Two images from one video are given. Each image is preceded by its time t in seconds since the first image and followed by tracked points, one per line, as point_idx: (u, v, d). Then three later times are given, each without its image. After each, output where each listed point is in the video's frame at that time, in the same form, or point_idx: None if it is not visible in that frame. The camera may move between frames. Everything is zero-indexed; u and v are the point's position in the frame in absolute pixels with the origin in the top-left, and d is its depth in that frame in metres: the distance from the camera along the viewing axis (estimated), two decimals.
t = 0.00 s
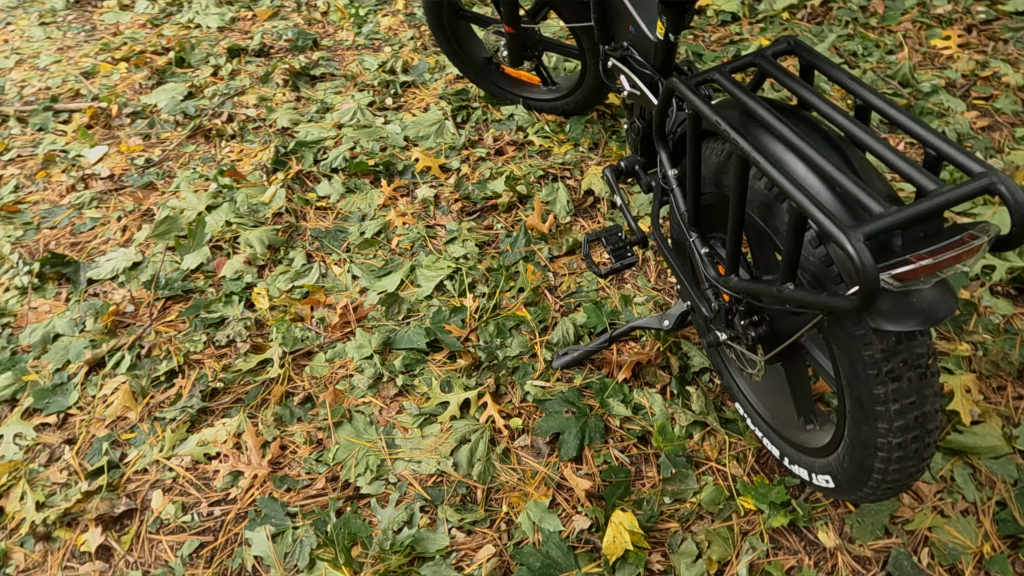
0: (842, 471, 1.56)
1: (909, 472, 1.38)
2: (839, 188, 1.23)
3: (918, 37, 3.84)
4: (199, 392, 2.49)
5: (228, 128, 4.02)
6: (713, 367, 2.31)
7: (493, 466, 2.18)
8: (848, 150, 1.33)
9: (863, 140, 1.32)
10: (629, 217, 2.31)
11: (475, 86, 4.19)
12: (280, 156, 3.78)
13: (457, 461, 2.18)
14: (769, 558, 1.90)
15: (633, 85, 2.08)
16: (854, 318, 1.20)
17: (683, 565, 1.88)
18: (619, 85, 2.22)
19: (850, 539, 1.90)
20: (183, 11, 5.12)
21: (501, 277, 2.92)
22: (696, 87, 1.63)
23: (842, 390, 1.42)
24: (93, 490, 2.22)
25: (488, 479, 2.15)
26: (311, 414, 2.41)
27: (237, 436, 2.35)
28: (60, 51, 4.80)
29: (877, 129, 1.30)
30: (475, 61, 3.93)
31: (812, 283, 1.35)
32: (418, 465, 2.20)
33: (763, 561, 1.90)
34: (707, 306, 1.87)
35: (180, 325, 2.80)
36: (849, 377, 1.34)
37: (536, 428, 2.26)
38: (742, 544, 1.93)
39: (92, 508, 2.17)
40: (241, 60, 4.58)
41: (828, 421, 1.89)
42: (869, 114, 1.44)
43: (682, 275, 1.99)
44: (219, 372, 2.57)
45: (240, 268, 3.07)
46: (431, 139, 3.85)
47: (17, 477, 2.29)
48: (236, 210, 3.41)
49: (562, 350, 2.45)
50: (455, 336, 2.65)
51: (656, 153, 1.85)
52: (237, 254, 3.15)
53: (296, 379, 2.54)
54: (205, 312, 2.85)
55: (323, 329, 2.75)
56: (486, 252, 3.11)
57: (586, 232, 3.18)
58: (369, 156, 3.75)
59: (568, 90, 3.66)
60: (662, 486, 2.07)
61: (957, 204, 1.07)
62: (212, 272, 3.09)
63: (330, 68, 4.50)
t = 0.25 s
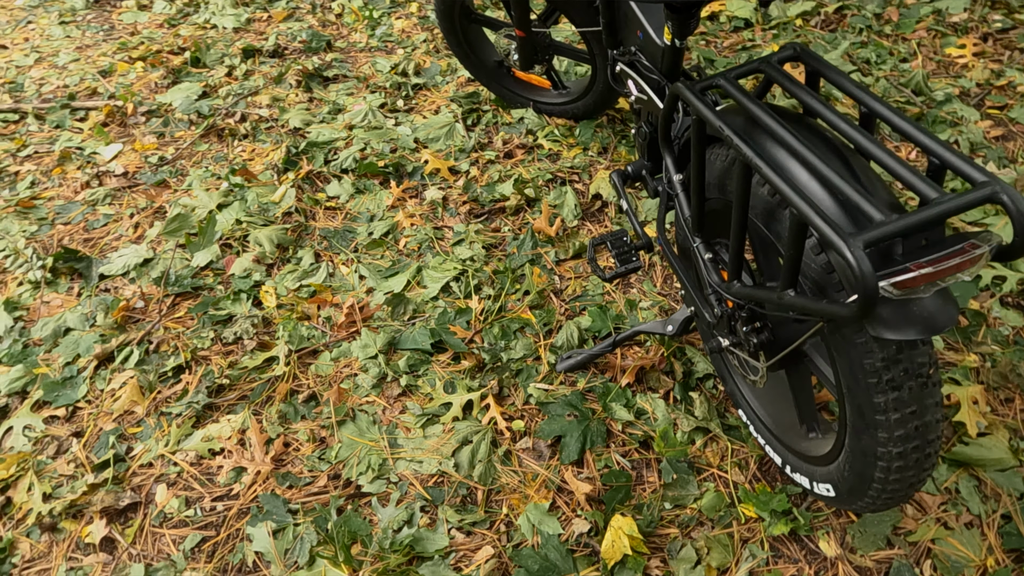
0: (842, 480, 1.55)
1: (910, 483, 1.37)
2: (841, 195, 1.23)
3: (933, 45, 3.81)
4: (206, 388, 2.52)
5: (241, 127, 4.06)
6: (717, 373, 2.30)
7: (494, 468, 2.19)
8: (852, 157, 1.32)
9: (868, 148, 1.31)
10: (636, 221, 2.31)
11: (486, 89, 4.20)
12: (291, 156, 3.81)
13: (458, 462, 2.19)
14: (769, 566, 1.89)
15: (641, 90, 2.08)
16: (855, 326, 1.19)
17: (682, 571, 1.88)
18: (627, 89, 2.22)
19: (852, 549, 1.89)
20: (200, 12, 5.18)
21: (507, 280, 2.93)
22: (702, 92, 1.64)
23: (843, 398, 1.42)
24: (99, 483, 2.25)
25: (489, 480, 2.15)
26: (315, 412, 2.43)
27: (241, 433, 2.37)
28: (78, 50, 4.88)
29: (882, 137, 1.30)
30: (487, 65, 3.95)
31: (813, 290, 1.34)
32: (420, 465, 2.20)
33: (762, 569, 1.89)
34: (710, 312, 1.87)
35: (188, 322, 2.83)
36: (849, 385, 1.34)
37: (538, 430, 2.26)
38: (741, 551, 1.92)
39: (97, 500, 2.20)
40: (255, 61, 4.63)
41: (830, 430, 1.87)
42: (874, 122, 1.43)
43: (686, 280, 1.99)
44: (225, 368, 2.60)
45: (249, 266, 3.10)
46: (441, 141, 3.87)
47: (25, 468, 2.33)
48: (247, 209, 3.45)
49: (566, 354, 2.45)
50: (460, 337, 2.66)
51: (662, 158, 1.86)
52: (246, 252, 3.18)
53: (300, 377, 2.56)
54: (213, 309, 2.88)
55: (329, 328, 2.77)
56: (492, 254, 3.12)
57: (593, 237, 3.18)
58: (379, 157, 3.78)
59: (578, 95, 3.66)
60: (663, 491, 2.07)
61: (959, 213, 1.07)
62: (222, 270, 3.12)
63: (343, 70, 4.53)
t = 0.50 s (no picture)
0: (841, 488, 1.54)
1: (908, 491, 1.36)
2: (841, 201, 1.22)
3: (945, 51, 3.78)
4: (210, 384, 2.54)
5: (251, 126, 4.10)
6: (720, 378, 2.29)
7: (494, 469, 2.19)
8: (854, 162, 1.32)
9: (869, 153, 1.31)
10: (640, 225, 2.31)
11: (494, 91, 4.21)
12: (300, 155, 3.84)
13: (458, 462, 2.19)
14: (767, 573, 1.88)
15: (647, 94, 2.08)
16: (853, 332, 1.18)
17: None
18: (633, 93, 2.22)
19: (851, 558, 1.88)
20: (213, 11, 5.23)
21: (511, 281, 2.93)
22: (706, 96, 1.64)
23: (842, 405, 1.41)
24: (103, 475, 2.27)
25: (488, 481, 2.16)
26: (317, 410, 2.44)
27: (244, 429, 2.39)
28: (94, 48, 4.94)
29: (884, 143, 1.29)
30: (496, 67, 3.95)
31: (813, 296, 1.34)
32: (420, 464, 2.21)
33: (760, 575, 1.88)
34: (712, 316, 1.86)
35: (195, 318, 2.86)
36: (848, 392, 1.33)
37: (539, 432, 2.26)
38: (740, 557, 1.92)
39: (101, 493, 2.22)
40: (267, 61, 4.67)
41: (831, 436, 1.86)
42: (877, 128, 1.43)
43: (689, 284, 1.98)
44: (230, 365, 2.62)
45: (256, 264, 3.12)
46: (449, 142, 3.88)
47: (31, 459, 2.36)
48: (255, 207, 3.48)
49: (568, 356, 2.44)
50: (463, 338, 2.66)
51: (666, 162, 1.86)
52: (253, 250, 3.20)
53: (304, 375, 2.58)
54: (220, 306, 2.90)
55: (333, 327, 2.79)
56: (498, 255, 3.13)
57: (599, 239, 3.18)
58: (387, 158, 3.80)
59: (587, 97, 3.66)
60: (662, 495, 2.06)
61: (958, 220, 1.06)
62: (229, 267, 3.14)
63: (354, 70, 4.56)
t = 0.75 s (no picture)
0: (840, 497, 1.53)
1: (908, 501, 1.35)
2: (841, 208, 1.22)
3: (960, 59, 3.74)
4: (215, 380, 2.56)
5: (262, 125, 4.13)
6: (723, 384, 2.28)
7: (494, 470, 2.19)
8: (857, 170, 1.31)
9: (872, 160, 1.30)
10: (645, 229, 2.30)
11: (504, 93, 4.22)
12: (310, 154, 3.86)
13: (459, 463, 2.20)
14: None
15: (653, 98, 2.08)
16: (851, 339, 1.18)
17: None
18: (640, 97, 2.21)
19: (852, 568, 1.86)
20: (228, 11, 5.28)
21: (516, 283, 2.93)
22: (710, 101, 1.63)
23: (842, 413, 1.40)
24: (107, 468, 2.30)
25: (488, 482, 2.16)
26: (320, 408, 2.45)
27: (247, 425, 2.41)
28: (111, 46, 5.01)
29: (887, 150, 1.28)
30: (506, 69, 3.96)
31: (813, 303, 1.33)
32: (420, 464, 2.22)
33: None
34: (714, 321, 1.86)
35: (202, 315, 2.88)
36: (847, 400, 1.32)
37: (540, 435, 2.26)
38: (738, 564, 1.91)
39: (105, 486, 2.25)
40: (280, 61, 4.71)
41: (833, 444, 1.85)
42: (881, 135, 1.42)
43: (692, 288, 1.98)
44: (235, 361, 2.64)
45: (264, 262, 3.14)
46: (458, 143, 3.89)
47: (38, 451, 2.39)
48: (264, 206, 3.50)
49: (571, 359, 2.44)
50: (466, 339, 2.67)
51: (670, 166, 1.85)
52: (261, 248, 3.23)
53: (308, 372, 2.59)
54: (227, 303, 2.92)
55: (338, 326, 2.80)
56: (503, 257, 3.13)
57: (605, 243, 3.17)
58: (396, 158, 3.81)
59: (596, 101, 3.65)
60: (662, 501, 2.05)
61: (959, 228, 1.05)
62: (237, 265, 3.17)
63: (365, 71, 4.58)
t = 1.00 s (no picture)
0: (838, 504, 1.51)
1: (906, 510, 1.33)
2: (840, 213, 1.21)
3: (973, 65, 3.70)
4: (218, 376, 2.58)
5: (272, 124, 4.16)
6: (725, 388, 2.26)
7: (493, 471, 2.20)
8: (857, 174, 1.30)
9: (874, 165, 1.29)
10: (649, 232, 2.30)
11: (512, 95, 4.22)
12: (318, 153, 3.88)
13: (458, 463, 2.20)
14: None
15: (658, 100, 2.07)
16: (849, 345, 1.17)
17: None
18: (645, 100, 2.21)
19: None
20: (241, 11, 5.32)
21: (520, 284, 2.93)
22: (712, 104, 1.63)
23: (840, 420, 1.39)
24: (109, 462, 2.32)
25: (486, 483, 2.16)
26: (321, 405, 2.46)
27: (248, 422, 2.42)
28: (124, 44, 5.06)
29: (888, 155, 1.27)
30: (514, 71, 3.96)
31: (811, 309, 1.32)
32: (419, 464, 2.22)
33: None
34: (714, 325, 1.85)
35: (207, 311, 2.91)
36: (845, 407, 1.31)
37: (539, 436, 2.26)
38: (736, 570, 1.90)
39: (107, 479, 2.27)
40: (291, 60, 4.74)
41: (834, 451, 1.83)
42: (883, 141, 1.40)
43: (694, 292, 1.97)
44: (238, 358, 2.66)
45: (269, 259, 3.16)
46: (465, 144, 3.90)
47: (42, 444, 2.42)
48: (271, 204, 3.52)
49: (572, 361, 2.43)
50: (468, 339, 2.67)
51: (672, 169, 1.85)
52: (267, 245, 3.24)
53: (310, 370, 2.61)
54: (231, 300, 2.94)
55: (341, 324, 2.81)
56: (507, 258, 3.13)
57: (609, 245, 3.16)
58: (403, 158, 3.82)
59: (603, 103, 3.64)
60: (660, 505, 2.05)
61: (958, 235, 1.04)
62: (242, 262, 3.19)
63: (375, 71, 4.60)
